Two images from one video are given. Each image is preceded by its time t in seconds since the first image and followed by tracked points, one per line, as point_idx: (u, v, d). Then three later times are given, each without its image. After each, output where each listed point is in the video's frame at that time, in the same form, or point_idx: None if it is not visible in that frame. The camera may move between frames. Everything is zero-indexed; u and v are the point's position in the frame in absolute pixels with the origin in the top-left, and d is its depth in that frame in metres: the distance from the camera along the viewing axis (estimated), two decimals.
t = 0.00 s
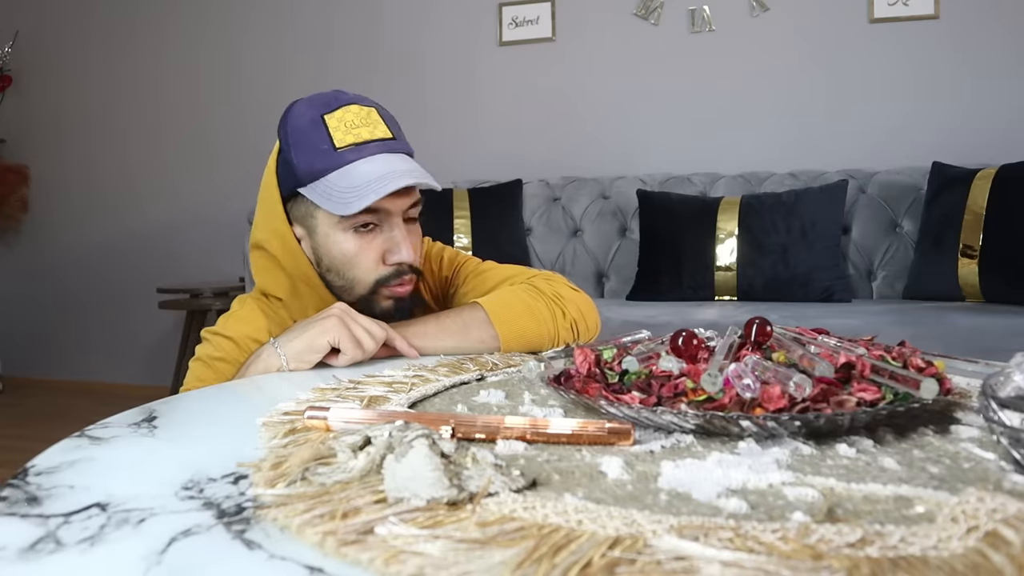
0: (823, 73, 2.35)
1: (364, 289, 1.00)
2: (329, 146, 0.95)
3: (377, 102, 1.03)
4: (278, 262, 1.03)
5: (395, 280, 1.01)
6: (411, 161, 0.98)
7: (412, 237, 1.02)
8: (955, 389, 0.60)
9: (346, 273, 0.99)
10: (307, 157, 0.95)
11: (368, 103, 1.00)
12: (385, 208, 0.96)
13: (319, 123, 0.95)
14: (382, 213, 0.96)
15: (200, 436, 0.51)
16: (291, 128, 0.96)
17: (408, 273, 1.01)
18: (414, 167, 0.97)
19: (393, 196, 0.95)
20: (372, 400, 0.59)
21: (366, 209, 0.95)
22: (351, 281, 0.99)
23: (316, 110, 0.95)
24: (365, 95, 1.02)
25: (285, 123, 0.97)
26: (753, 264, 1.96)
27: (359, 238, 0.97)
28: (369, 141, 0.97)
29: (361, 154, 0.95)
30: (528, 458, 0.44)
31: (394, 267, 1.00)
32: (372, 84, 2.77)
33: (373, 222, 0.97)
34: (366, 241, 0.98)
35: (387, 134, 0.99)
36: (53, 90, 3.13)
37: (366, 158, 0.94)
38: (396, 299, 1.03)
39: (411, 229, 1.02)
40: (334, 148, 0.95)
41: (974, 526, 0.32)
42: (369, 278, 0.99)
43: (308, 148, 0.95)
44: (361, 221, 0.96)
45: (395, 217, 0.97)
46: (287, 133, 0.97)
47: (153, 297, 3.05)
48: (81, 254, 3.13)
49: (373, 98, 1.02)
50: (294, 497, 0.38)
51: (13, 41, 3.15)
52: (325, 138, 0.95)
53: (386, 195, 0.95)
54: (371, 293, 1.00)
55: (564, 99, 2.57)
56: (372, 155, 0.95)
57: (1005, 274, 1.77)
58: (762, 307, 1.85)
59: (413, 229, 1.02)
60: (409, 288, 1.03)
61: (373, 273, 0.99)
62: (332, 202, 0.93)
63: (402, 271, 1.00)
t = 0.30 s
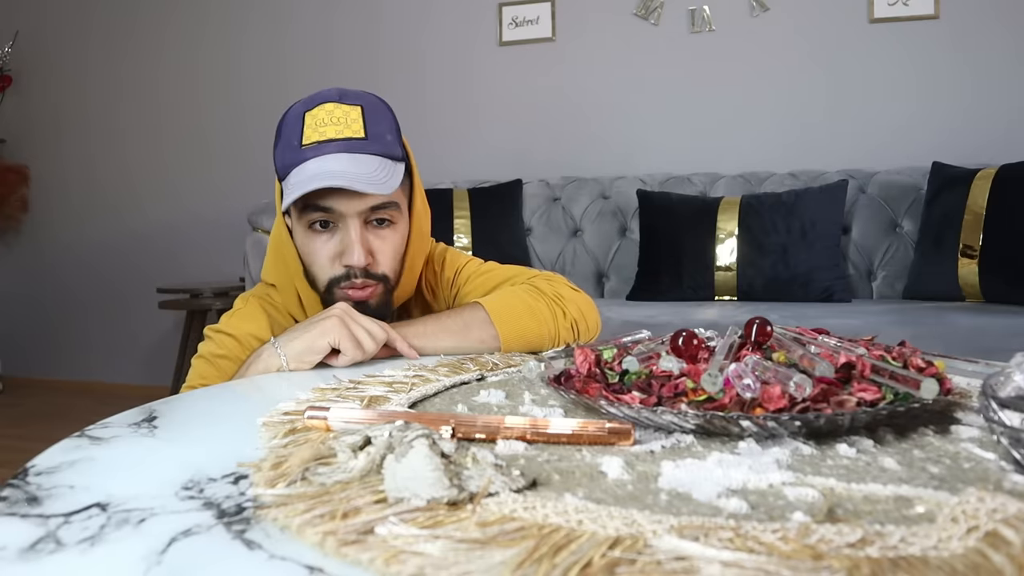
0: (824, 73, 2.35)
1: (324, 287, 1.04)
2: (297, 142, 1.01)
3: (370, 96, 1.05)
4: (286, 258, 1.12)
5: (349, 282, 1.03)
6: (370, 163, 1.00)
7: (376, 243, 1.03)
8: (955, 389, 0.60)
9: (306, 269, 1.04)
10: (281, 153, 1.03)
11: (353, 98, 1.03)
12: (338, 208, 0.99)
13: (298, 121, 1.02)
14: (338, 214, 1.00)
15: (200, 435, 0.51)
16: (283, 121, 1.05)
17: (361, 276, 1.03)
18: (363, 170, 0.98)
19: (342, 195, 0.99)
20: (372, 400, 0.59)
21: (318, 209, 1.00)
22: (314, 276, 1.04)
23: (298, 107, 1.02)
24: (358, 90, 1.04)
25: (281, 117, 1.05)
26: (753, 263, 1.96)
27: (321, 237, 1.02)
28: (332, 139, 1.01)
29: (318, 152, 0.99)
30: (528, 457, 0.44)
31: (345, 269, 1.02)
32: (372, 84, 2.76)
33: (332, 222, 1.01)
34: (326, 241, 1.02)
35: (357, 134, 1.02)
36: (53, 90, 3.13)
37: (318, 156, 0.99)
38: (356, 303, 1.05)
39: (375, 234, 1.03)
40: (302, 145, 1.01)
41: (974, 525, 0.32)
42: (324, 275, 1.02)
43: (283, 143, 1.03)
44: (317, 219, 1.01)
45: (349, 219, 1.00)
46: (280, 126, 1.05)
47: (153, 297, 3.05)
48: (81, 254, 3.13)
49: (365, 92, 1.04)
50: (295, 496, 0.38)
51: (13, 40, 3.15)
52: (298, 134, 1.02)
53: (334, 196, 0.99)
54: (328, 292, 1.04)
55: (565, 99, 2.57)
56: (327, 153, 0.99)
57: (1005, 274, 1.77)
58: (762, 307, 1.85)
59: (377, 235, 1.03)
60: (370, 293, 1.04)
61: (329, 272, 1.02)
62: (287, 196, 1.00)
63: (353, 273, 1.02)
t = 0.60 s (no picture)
0: (824, 73, 2.35)
1: (335, 285, 1.04)
2: (308, 141, 1.02)
3: (375, 96, 1.05)
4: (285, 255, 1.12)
5: (360, 281, 1.03)
6: (381, 163, 1.00)
7: (387, 243, 1.04)
8: (955, 389, 0.60)
9: (318, 268, 1.04)
10: (289, 153, 1.03)
11: (360, 98, 1.03)
12: (349, 208, 1.00)
13: (306, 121, 1.02)
14: (349, 214, 1.00)
15: (200, 436, 0.51)
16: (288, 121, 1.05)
17: (373, 275, 1.03)
18: (376, 171, 0.99)
19: (354, 194, 0.99)
20: (372, 400, 0.59)
21: (329, 208, 1.00)
22: (324, 276, 1.04)
23: (305, 107, 1.02)
24: (364, 90, 1.04)
25: (286, 118, 1.05)
26: (753, 264, 1.96)
27: (331, 237, 1.02)
28: (343, 138, 1.01)
29: (329, 152, 0.99)
30: (528, 458, 0.44)
31: (357, 268, 1.02)
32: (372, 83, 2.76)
33: (342, 222, 1.01)
34: (336, 241, 1.02)
35: (366, 133, 1.03)
36: (53, 90, 3.13)
37: (330, 156, 0.99)
38: (368, 302, 1.05)
39: (385, 234, 1.04)
40: (311, 144, 1.01)
41: (974, 525, 0.32)
42: (336, 274, 1.02)
43: (292, 143, 1.03)
44: (328, 219, 1.01)
45: (360, 219, 1.01)
46: (285, 126, 1.05)
47: (153, 297, 3.05)
48: (81, 255, 3.13)
49: (371, 92, 1.04)
50: (295, 497, 0.38)
51: (13, 40, 3.15)
52: (306, 134, 1.02)
53: (345, 197, 0.99)
54: (339, 291, 1.04)
55: (565, 99, 2.57)
56: (339, 153, 0.99)
57: (1005, 274, 1.76)
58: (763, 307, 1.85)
59: (387, 235, 1.04)
60: (379, 292, 1.04)
61: (340, 271, 1.03)
62: (298, 195, 1.00)
63: (365, 272, 1.02)
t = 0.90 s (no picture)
0: (824, 73, 2.35)
1: (335, 283, 1.05)
2: (308, 141, 1.02)
3: (375, 96, 1.05)
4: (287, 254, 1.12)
5: (359, 279, 1.03)
6: (380, 162, 1.00)
7: (387, 241, 1.04)
8: (954, 389, 0.60)
9: (318, 266, 1.04)
10: (290, 152, 1.03)
11: (360, 97, 1.03)
12: (349, 205, 1.00)
13: (307, 120, 1.02)
14: (348, 212, 1.01)
15: (200, 436, 0.51)
16: (289, 122, 1.05)
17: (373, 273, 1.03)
18: (376, 169, 0.99)
19: (353, 192, 0.99)
20: (372, 400, 0.59)
21: (329, 206, 1.00)
22: (323, 274, 1.04)
23: (306, 107, 1.02)
24: (364, 89, 1.04)
25: (287, 118, 1.06)
26: (753, 264, 1.96)
27: (330, 234, 1.02)
28: (342, 137, 1.01)
29: (328, 150, 0.99)
30: (528, 457, 0.44)
31: (356, 266, 1.02)
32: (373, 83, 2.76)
33: (342, 220, 1.02)
34: (336, 239, 1.02)
35: (366, 132, 1.02)
36: (53, 90, 3.13)
37: (330, 155, 0.99)
38: (368, 300, 1.05)
39: (385, 232, 1.04)
40: (311, 143, 1.01)
41: (974, 526, 0.32)
42: (335, 272, 1.02)
43: (293, 142, 1.03)
44: (327, 216, 1.01)
45: (360, 217, 1.01)
46: (286, 127, 1.05)
47: (153, 297, 3.05)
48: (81, 255, 3.13)
49: (371, 92, 1.04)
50: (295, 496, 0.38)
51: (13, 40, 3.15)
52: (307, 133, 1.02)
53: (345, 195, 0.99)
54: (338, 289, 1.04)
55: (565, 99, 2.57)
56: (338, 151, 0.99)
57: (1005, 274, 1.77)
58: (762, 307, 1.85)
59: (387, 233, 1.04)
60: (378, 291, 1.05)
61: (340, 269, 1.03)
62: (298, 194, 1.00)
63: (364, 270, 1.02)
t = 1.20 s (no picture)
0: (824, 73, 2.35)
1: (335, 271, 1.05)
2: (309, 131, 1.02)
3: (378, 89, 1.07)
4: (290, 245, 1.13)
5: (358, 266, 1.03)
6: (381, 150, 1.01)
7: (386, 230, 1.04)
8: (955, 390, 0.60)
9: (318, 256, 1.05)
10: (292, 143, 1.03)
11: (363, 90, 1.05)
12: (348, 194, 1.01)
13: (309, 111, 1.03)
14: (348, 200, 1.02)
15: (199, 436, 0.51)
16: (293, 115, 1.06)
17: (371, 261, 1.03)
18: (376, 157, 1.00)
19: (354, 179, 1.01)
20: (372, 400, 0.59)
21: (328, 194, 1.01)
22: (323, 263, 1.05)
23: (310, 99, 1.04)
24: (366, 83, 1.07)
25: (291, 111, 1.06)
26: (753, 264, 1.96)
27: (330, 223, 1.03)
28: (343, 127, 1.01)
29: (330, 139, 1.00)
30: (528, 458, 0.44)
31: (355, 254, 1.02)
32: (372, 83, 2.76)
33: (341, 209, 1.02)
34: (336, 227, 1.03)
35: (368, 122, 1.03)
36: (53, 90, 3.13)
37: (331, 143, 0.99)
38: (367, 289, 1.05)
39: (384, 221, 1.04)
40: (313, 133, 1.02)
41: (973, 525, 0.32)
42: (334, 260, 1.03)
43: (295, 131, 1.03)
44: (327, 205, 1.02)
45: (360, 205, 1.02)
46: (290, 119, 1.06)
47: (153, 297, 3.05)
48: (81, 255, 3.13)
49: (374, 86, 1.07)
50: (294, 496, 0.38)
51: (13, 40, 3.15)
52: (309, 122, 1.02)
53: (344, 182, 1.00)
54: (337, 278, 1.04)
55: (565, 99, 2.57)
56: (339, 140, 0.99)
57: (1005, 274, 1.76)
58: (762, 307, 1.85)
59: (386, 222, 1.04)
60: (378, 279, 1.05)
61: (339, 257, 1.03)
62: (299, 182, 1.01)
63: (362, 258, 1.02)
